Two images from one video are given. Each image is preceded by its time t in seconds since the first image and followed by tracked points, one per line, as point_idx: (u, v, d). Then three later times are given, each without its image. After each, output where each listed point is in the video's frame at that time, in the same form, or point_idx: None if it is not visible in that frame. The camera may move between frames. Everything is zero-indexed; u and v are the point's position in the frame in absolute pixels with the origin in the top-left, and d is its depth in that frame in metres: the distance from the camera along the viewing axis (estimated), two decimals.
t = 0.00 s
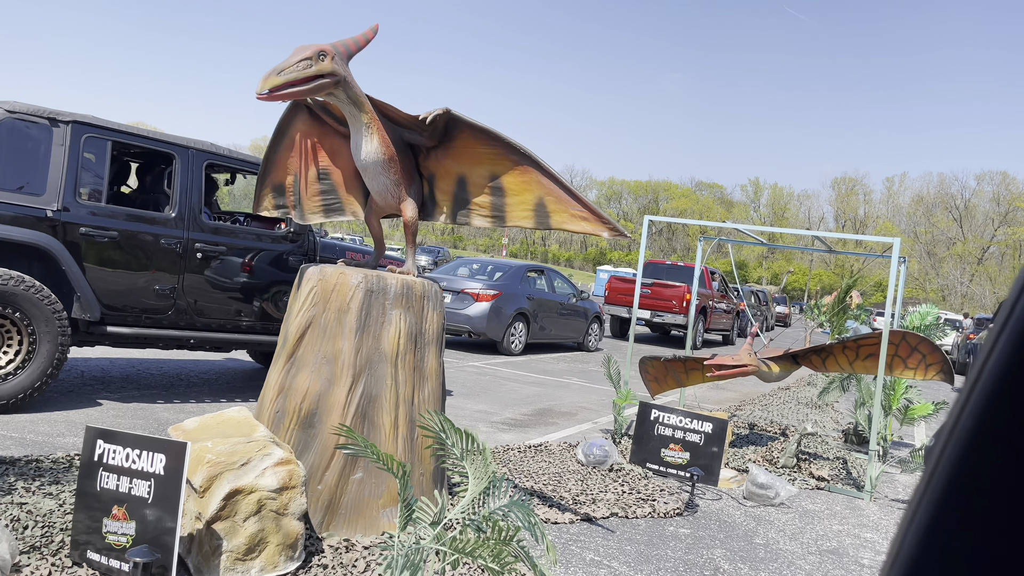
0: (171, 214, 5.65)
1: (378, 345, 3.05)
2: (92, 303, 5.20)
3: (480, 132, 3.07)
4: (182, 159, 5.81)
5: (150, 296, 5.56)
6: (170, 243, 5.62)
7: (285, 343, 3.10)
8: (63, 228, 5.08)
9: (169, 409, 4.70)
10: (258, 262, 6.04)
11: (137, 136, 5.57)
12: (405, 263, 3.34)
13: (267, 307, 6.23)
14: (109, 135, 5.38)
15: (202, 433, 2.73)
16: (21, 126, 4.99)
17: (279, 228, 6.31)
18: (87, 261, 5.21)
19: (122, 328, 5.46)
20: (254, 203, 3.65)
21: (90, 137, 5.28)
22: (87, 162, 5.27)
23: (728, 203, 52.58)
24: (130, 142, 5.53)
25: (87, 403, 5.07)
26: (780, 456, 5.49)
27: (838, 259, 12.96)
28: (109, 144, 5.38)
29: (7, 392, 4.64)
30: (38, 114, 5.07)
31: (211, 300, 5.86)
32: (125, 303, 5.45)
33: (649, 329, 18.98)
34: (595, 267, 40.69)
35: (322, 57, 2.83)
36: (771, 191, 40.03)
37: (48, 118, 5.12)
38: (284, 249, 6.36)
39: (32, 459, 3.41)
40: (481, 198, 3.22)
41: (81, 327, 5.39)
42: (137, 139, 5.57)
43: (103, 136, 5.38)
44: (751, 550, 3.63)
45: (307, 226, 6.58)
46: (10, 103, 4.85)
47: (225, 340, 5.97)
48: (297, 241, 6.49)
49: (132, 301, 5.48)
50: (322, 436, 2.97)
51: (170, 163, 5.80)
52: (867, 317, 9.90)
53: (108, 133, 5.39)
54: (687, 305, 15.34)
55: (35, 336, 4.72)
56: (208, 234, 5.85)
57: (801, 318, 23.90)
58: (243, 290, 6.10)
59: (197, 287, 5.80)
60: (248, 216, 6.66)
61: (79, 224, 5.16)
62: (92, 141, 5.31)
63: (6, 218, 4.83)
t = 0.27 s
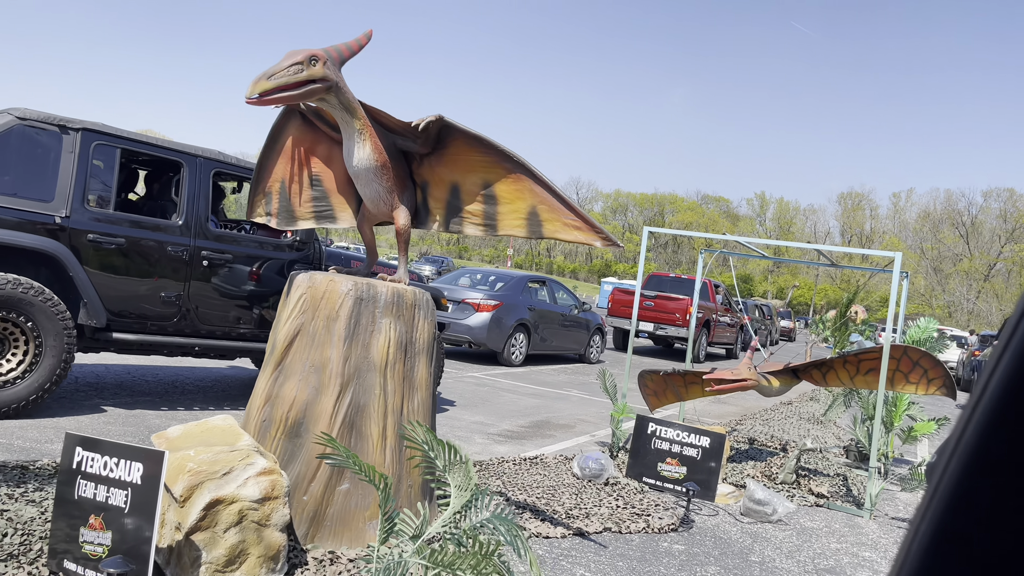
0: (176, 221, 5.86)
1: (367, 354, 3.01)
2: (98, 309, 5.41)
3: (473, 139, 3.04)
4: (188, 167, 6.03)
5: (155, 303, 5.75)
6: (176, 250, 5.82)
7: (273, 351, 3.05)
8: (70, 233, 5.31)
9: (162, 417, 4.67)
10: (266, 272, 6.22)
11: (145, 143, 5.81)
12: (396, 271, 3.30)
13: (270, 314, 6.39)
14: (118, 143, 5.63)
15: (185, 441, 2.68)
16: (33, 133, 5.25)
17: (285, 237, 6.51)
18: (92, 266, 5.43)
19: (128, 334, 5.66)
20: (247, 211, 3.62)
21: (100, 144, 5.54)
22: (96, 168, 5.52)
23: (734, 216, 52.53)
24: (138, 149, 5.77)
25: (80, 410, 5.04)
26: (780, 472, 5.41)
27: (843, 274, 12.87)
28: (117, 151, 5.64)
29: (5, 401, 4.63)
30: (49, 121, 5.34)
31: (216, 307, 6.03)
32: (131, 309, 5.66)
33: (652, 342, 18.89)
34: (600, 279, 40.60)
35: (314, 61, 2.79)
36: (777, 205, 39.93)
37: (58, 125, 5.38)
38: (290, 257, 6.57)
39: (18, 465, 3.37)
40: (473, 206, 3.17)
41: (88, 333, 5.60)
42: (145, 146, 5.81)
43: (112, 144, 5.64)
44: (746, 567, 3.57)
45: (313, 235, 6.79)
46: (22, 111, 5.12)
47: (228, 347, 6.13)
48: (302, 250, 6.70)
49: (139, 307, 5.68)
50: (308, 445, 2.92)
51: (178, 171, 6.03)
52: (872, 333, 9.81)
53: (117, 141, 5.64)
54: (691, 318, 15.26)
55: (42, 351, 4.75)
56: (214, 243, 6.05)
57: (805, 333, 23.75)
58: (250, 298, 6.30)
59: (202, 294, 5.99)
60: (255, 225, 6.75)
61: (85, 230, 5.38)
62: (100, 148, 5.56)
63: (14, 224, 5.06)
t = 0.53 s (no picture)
0: (179, 230, 5.95)
1: (350, 364, 2.94)
2: (99, 317, 5.47)
3: (461, 146, 2.98)
4: (192, 177, 6.11)
5: (156, 312, 5.83)
6: (178, 260, 5.90)
7: (255, 360, 2.99)
8: (71, 241, 5.38)
9: (150, 427, 4.61)
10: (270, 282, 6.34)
11: (149, 153, 5.90)
12: (383, 280, 3.24)
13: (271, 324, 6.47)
14: (121, 152, 5.72)
15: (160, 451, 2.62)
16: (37, 141, 5.34)
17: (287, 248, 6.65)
18: (93, 274, 5.49)
19: (128, 343, 5.73)
20: (237, 216, 3.58)
21: (103, 153, 5.62)
22: (99, 176, 5.60)
23: (740, 231, 52.37)
24: (141, 158, 5.85)
25: (69, 419, 4.99)
26: (778, 490, 5.31)
27: (848, 290, 12.75)
28: (120, 160, 5.72)
29: None
30: (53, 130, 5.42)
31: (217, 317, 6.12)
32: (131, 318, 5.73)
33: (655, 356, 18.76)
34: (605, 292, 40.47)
35: (297, 66, 2.75)
36: (783, 221, 39.80)
37: (62, 134, 5.47)
38: (292, 268, 6.70)
39: None
40: (460, 214, 3.12)
41: (88, 342, 5.67)
42: (148, 156, 5.90)
43: (116, 152, 5.73)
44: None
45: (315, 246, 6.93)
46: (27, 120, 5.21)
47: (228, 356, 6.20)
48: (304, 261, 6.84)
49: (140, 315, 5.77)
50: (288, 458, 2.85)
51: (181, 181, 6.11)
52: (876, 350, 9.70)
53: (120, 150, 5.73)
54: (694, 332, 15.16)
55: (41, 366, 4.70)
56: (216, 253, 6.13)
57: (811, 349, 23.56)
58: (252, 308, 6.40)
59: (203, 304, 6.07)
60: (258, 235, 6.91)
61: (87, 238, 5.45)
62: (104, 157, 5.64)
63: (17, 231, 5.12)
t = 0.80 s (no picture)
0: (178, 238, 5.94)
1: (327, 373, 2.87)
2: (96, 326, 5.41)
3: (443, 149, 2.91)
4: (190, 186, 6.10)
5: (152, 320, 5.78)
6: (176, 268, 5.88)
7: (231, 368, 2.92)
8: (69, 249, 5.33)
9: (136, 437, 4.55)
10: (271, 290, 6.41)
11: (147, 161, 5.88)
12: (365, 287, 3.17)
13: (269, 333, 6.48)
14: (119, 160, 5.70)
15: (129, 461, 2.55)
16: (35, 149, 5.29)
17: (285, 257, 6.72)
18: (89, 282, 5.45)
19: (124, 352, 5.69)
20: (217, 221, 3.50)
21: (101, 161, 5.59)
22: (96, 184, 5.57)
23: (746, 242, 52.24)
24: (139, 167, 5.83)
25: (56, 428, 4.93)
26: (776, 503, 5.21)
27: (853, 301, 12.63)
28: (118, 168, 5.69)
29: None
30: (51, 137, 5.38)
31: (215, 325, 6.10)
32: (125, 326, 5.67)
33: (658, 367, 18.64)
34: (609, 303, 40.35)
35: (274, 67, 2.69)
36: (789, 232, 39.66)
37: (59, 142, 5.43)
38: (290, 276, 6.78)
39: None
40: (443, 219, 3.08)
41: (84, 351, 5.62)
42: (146, 164, 5.87)
43: (113, 161, 5.69)
44: None
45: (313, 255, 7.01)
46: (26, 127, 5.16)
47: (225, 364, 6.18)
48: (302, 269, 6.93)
49: (135, 324, 5.71)
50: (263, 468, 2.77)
51: (179, 189, 6.09)
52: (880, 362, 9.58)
53: (118, 158, 5.70)
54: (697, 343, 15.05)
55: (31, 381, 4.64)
56: (214, 262, 6.13)
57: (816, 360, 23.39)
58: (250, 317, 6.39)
59: (200, 312, 6.04)
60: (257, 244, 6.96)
61: (85, 247, 5.42)
62: (102, 165, 5.61)
63: (16, 240, 5.07)
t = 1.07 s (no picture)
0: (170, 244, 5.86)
1: (298, 378, 2.77)
2: (85, 333, 5.34)
3: (417, 146, 2.82)
4: (182, 191, 6.02)
5: (142, 327, 5.71)
6: (167, 274, 5.79)
7: (200, 374, 2.83)
8: (58, 256, 5.26)
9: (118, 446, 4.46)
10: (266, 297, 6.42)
11: (138, 166, 5.79)
12: (340, 289, 3.07)
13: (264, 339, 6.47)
14: (109, 166, 5.61)
15: (89, 470, 2.46)
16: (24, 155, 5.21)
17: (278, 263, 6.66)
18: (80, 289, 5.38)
19: (114, 360, 5.62)
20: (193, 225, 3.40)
21: (91, 166, 5.50)
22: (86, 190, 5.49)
23: (751, 247, 52.05)
24: (130, 172, 5.75)
25: (40, 437, 4.84)
26: (772, 511, 5.09)
27: (856, 305, 12.50)
28: (108, 174, 5.61)
29: None
30: (40, 143, 5.29)
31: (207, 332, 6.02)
32: (115, 334, 5.59)
33: (660, 373, 18.51)
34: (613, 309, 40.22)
35: (240, 62, 2.61)
36: (794, 236, 39.50)
37: (48, 147, 5.34)
38: (284, 281, 6.71)
39: None
40: (420, 218, 2.95)
41: (73, 358, 5.55)
42: (137, 169, 5.79)
43: (103, 166, 5.61)
44: None
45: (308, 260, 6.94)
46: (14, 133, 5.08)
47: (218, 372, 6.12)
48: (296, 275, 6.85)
49: (125, 330, 5.63)
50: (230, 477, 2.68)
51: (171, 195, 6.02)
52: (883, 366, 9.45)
53: (108, 163, 5.62)
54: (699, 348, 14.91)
55: (13, 392, 4.55)
56: (206, 268, 6.05)
57: (821, 365, 23.23)
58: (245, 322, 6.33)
59: (192, 318, 5.96)
60: (251, 249, 6.88)
61: (75, 253, 5.34)
62: (91, 170, 5.53)
63: (4, 247, 5.01)
